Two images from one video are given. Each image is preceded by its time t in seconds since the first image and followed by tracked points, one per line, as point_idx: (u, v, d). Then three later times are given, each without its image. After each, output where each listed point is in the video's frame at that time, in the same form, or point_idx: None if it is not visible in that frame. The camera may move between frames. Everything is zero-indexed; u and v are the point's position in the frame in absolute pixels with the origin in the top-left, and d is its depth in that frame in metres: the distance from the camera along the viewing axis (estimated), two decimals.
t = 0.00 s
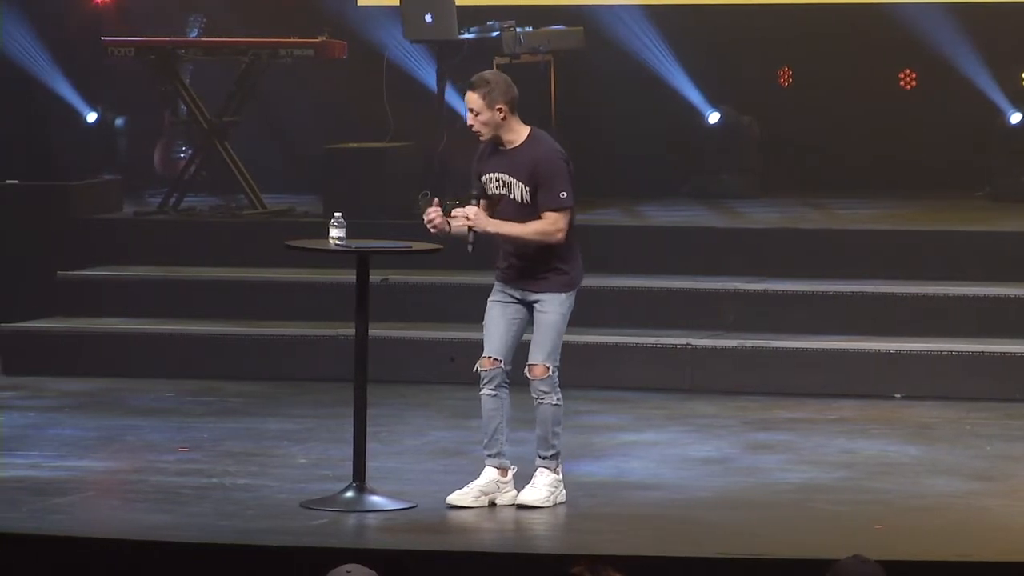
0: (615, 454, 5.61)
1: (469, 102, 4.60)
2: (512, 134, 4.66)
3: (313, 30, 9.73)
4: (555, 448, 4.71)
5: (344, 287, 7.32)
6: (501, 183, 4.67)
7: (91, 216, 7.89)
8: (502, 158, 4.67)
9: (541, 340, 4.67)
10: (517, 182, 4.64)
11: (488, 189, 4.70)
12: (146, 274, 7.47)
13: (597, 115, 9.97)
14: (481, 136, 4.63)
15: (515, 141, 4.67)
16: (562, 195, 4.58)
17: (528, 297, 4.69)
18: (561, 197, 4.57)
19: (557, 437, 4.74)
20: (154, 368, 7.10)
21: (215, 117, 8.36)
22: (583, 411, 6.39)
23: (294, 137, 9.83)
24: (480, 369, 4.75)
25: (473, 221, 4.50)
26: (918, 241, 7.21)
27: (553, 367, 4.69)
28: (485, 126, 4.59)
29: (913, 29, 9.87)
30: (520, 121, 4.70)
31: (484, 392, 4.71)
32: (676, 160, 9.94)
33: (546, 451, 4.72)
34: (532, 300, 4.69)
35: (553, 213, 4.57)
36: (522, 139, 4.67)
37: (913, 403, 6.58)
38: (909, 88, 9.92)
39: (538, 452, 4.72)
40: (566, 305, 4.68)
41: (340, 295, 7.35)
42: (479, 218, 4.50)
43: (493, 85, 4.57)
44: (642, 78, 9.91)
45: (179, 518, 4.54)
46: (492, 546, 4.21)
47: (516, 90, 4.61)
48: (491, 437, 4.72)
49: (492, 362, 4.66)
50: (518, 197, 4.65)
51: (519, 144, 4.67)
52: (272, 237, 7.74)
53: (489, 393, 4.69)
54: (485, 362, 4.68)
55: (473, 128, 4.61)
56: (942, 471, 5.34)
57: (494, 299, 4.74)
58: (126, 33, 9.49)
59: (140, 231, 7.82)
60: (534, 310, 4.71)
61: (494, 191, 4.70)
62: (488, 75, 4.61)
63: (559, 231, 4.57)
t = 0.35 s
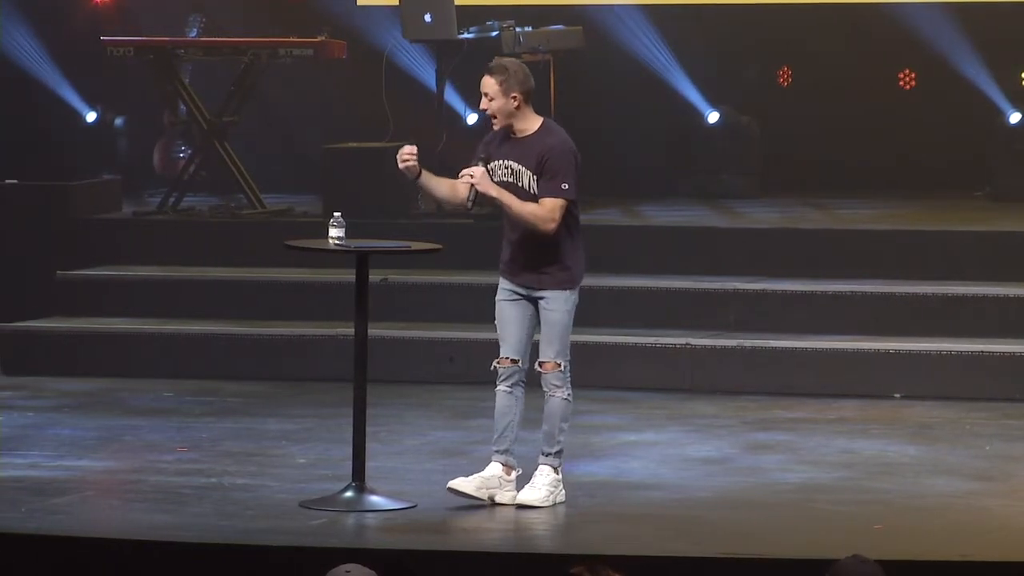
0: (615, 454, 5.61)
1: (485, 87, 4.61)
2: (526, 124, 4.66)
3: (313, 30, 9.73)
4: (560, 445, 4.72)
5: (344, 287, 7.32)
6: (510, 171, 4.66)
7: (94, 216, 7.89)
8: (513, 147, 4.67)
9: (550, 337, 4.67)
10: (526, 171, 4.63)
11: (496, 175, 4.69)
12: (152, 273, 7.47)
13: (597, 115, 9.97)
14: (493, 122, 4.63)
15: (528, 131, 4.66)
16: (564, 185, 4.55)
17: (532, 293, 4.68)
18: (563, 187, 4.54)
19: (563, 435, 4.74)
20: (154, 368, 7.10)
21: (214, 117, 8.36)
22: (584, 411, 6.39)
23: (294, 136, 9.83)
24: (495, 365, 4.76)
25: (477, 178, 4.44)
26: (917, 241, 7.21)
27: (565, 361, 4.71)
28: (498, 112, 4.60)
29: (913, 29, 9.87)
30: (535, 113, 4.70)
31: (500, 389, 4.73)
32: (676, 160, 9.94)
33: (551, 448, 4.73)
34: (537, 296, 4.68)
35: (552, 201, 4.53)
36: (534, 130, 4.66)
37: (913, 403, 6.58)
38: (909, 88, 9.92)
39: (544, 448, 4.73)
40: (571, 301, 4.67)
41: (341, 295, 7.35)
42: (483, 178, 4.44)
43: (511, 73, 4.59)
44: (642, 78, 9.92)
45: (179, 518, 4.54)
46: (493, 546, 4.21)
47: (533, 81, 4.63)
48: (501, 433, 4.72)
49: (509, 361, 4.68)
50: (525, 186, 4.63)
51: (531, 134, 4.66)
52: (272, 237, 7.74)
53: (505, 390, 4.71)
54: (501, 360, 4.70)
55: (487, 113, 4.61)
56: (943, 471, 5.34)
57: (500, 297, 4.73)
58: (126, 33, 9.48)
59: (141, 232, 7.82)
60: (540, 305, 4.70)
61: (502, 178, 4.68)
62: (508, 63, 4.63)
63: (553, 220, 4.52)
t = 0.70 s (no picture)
0: (615, 454, 5.61)
1: (489, 90, 4.59)
2: (529, 125, 4.66)
3: (312, 29, 9.73)
4: (559, 445, 4.72)
5: (344, 286, 7.32)
6: (511, 171, 4.65)
7: (94, 215, 7.88)
8: (517, 147, 4.67)
9: (551, 336, 4.68)
10: (529, 171, 4.63)
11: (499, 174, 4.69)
12: (152, 273, 7.47)
13: (597, 115, 9.97)
14: (496, 125, 4.62)
15: (532, 132, 4.67)
16: (569, 188, 4.57)
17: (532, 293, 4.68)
18: (569, 189, 4.56)
19: (563, 435, 4.74)
20: (154, 369, 7.10)
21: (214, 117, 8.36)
22: (583, 411, 6.39)
23: (293, 136, 9.83)
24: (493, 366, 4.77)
25: (487, 170, 4.45)
26: (917, 241, 7.21)
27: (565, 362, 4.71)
28: (502, 115, 4.59)
29: (912, 29, 9.87)
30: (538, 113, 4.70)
31: (497, 388, 4.73)
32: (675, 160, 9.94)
33: (551, 448, 4.73)
34: (537, 296, 4.68)
35: (559, 202, 4.53)
36: (538, 131, 4.67)
37: (913, 403, 6.58)
38: (909, 88, 9.93)
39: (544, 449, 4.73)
40: (571, 301, 4.68)
41: (341, 295, 7.34)
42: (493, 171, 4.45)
43: (515, 77, 4.57)
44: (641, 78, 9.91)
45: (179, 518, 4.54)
46: (493, 546, 4.21)
47: (537, 83, 4.61)
48: (500, 433, 4.72)
49: (506, 361, 4.68)
50: (527, 187, 4.63)
51: (535, 135, 4.67)
52: (272, 237, 7.74)
53: (503, 389, 4.71)
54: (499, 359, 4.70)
55: (489, 117, 4.60)
56: (943, 471, 5.34)
57: (500, 296, 4.72)
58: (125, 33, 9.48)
59: (140, 231, 7.82)
60: (540, 305, 4.70)
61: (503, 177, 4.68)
62: (511, 65, 4.61)
63: (559, 221, 4.51)
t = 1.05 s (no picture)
0: (614, 454, 5.61)
1: (494, 75, 4.62)
2: (528, 120, 4.66)
3: (312, 29, 9.73)
4: (559, 445, 4.72)
5: (343, 286, 7.32)
6: (508, 165, 4.65)
7: (93, 215, 7.88)
8: (514, 142, 4.66)
9: (545, 338, 4.67)
10: (524, 165, 4.62)
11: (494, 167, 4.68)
12: (152, 273, 7.47)
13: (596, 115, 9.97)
14: (496, 113, 4.62)
15: (529, 127, 4.66)
16: (560, 182, 4.55)
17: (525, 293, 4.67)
18: (559, 184, 4.53)
19: (561, 434, 4.74)
20: (154, 369, 7.10)
21: (214, 117, 8.36)
22: (583, 411, 6.39)
23: (293, 136, 9.83)
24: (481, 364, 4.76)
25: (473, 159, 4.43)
26: (917, 241, 7.21)
27: (561, 362, 4.72)
28: (502, 101, 4.60)
29: (912, 28, 9.87)
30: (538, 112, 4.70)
31: (485, 388, 4.73)
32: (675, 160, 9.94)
33: (550, 448, 4.72)
34: (530, 296, 4.67)
35: (546, 195, 4.52)
36: (535, 127, 4.66)
37: (913, 403, 6.58)
38: (909, 88, 9.93)
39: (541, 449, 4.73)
40: (564, 302, 4.67)
41: (341, 295, 7.34)
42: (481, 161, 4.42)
43: (521, 65, 4.60)
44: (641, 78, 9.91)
45: (179, 517, 4.54)
46: (492, 546, 4.21)
47: (541, 77, 4.63)
48: (491, 433, 4.73)
49: (495, 360, 4.67)
50: (521, 180, 4.62)
51: (533, 130, 4.66)
52: (272, 237, 7.74)
53: (490, 389, 4.71)
54: (487, 359, 4.69)
55: (490, 102, 4.60)
56: (943, 471, 5.34)
57: (493, 293, 4.70)
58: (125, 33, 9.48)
59: (140, 231, 7.82)
60: (532, 305, 4.70)
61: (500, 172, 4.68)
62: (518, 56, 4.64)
63: (545, 215, 4.50)
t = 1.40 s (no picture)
0: (614, 454, 5.61)
1: (481, 69, 4.63)
2: (510, 116, 4.66)
3: (312, 30, 9.73)
4: (552, 444, 4.72)
5: (343, 287, 7.32)
6: (486, 162, 4.65)
7: (93, 215, 7.88)
8: (493, 139, 4.66)
9: (526, 337, 4.65)
10: (503, 163, 4.62)
11: (473, 164, 4.68)
12: (152, 273, 7.47)
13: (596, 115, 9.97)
14: (478, 105, 4.62)
15: (511, 124, 4.66)
16: (542, 182, 4.56)
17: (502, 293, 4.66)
18: (542, 184, 4.55)
19: (554, 432, 4.74)
20: (154, 369, 7.10)
21: (214, 117, 8.36)
22: (583, 411, 6.39)
23: (293, 137, 9.83)
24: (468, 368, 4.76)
25: (450, 170, 4.45)
26: (917, 241, 7.21)
27: (545, 361, 4.70)
28: (486, 94, 4.60)
29: (912, 29, 9.87)
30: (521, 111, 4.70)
31: (473, 391, 4.72)
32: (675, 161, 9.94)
33: (544, 447, 4.72)
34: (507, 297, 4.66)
35: (530, 196, 4.54)
36: (516, 124, 4.65)
37: (912, 403, 6.58)
38: (909, 89, 9.93)
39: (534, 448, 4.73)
40: (544, 300, 4.65)
41: (341, 295, 7.34)
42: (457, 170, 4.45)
43: (508, 62, 4.61)
44: (641, 78, 9.92)
45: (179, 518, 4.54)
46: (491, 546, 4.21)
47: (528, 76, 4.64)
48: (483, 435, 4.73)
49: (481, 362, 4.67)
50: (500, 178, 4.63)
51: (514, 127, 4.65)
52: (272, 237, 7.74)
53: (479, 391, 4.70)
54: (473, 362, 4.69)
55: (474, 94, 4.61)
56: (942, 471, 5.34)
57: (473, 296, 4.69)
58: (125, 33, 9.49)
59: (141, 231, 7.82)
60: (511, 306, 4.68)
61: (477, 169, 4.67)
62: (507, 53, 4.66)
63: (529, 215, 4.52)
